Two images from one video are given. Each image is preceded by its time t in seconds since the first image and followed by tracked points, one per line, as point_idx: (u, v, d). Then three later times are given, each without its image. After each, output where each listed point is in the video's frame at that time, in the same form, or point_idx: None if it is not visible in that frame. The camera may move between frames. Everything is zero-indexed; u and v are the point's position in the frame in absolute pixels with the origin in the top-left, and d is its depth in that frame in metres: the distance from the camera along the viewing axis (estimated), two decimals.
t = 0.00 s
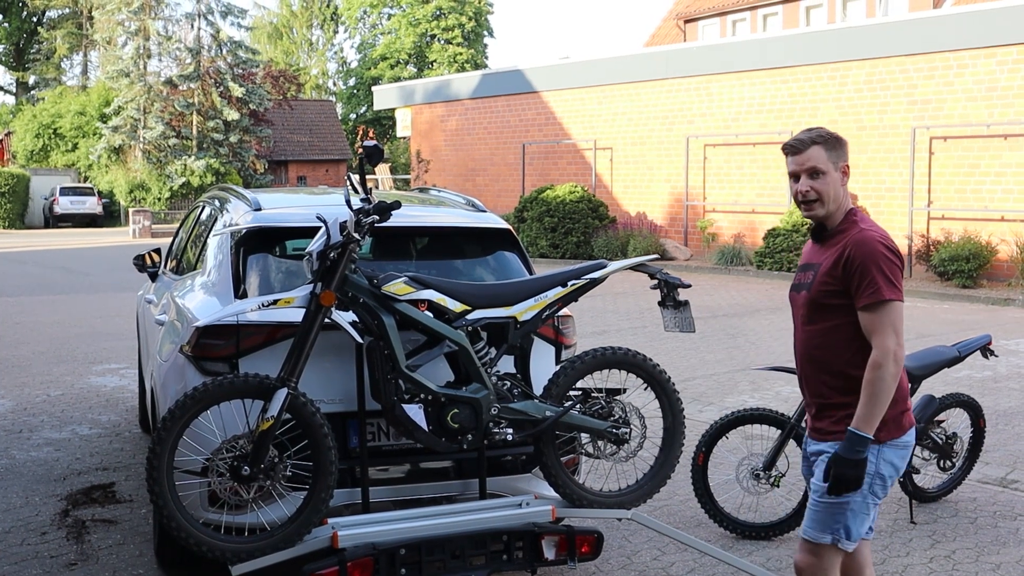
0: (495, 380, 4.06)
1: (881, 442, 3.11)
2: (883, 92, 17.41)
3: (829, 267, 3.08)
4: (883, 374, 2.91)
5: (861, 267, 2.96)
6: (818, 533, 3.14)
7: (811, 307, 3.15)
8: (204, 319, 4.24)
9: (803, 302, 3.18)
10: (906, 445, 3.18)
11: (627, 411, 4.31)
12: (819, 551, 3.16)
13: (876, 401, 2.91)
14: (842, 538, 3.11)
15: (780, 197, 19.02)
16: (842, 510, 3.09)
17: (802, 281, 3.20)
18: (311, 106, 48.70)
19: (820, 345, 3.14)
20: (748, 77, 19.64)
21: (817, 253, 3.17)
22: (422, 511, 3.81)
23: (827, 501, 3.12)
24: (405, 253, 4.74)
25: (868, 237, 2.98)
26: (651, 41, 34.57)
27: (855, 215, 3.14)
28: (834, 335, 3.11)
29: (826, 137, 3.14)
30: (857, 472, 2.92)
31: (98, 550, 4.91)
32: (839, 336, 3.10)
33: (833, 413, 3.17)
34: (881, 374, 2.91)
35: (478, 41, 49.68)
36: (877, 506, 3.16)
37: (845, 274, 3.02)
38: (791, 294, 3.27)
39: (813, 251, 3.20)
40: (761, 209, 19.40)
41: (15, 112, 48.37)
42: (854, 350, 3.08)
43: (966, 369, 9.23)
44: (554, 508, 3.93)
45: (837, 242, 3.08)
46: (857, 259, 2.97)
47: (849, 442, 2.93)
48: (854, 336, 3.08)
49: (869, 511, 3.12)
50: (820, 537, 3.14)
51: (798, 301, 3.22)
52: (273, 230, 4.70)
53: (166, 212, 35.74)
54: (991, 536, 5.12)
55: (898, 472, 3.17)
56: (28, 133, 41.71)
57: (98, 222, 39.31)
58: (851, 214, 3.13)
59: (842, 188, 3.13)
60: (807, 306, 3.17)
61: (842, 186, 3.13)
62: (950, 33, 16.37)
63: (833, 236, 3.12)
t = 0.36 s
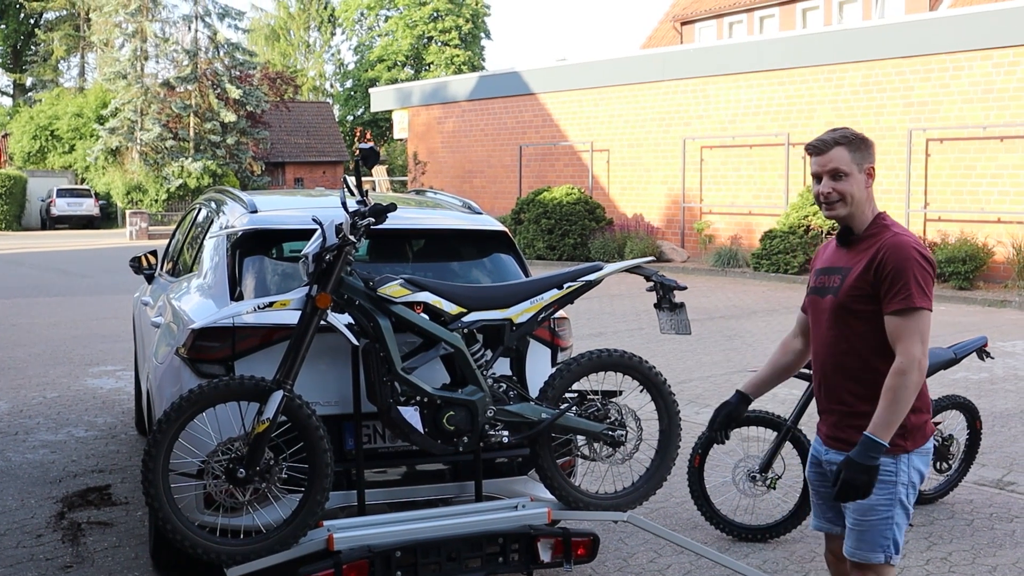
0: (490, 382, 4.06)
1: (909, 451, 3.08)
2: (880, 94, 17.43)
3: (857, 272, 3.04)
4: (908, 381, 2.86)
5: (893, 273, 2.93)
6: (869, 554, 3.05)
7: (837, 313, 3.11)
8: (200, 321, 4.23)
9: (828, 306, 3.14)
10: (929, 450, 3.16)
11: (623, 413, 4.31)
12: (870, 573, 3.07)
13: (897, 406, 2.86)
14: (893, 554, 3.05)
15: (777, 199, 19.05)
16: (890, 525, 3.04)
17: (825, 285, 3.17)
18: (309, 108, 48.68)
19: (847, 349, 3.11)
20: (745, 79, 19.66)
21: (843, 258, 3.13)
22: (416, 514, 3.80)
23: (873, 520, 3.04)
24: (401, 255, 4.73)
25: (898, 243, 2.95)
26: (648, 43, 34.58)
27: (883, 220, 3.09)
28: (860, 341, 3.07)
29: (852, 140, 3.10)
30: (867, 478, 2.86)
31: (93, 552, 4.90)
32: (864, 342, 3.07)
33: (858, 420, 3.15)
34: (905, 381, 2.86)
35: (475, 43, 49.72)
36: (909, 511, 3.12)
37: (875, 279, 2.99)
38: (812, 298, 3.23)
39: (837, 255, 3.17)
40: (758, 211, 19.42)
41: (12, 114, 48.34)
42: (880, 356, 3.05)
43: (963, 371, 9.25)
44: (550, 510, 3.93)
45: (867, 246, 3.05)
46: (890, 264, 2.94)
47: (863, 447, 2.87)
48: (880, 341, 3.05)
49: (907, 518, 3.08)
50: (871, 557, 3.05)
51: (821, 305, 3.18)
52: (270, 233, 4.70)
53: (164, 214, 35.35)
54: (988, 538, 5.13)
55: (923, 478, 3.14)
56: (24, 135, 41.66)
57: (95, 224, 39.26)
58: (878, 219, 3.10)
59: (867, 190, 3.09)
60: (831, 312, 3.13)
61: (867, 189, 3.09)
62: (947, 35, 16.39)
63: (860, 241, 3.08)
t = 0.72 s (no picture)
0: (484, 383, 4.05)
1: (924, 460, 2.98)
2: (877, 96, 17.46)
3: (875, 276, 2.92)
4: (941, 394, 2.75)
5: (918, 279, 2.80)
6: (880, 564, 2.95)
7: (854, 318, 2.99)
8: (194, 322, 4.23)
9: (844, 309, 3.02)
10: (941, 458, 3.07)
11: (617, 414, 4.31)
12: None
13: (934, 421, 2.74)
14: (905, 563, 2.95)
15: (774, 201, 19.07)
16: (903, 535, 2.92)
17: (839, 288, 3.05)
18: (306, 110, 48.70)
19: (864, 357, 2.99)
20: (741, 80, 19.68)
21: (857, 260, 3.01)
22: (410, 514, 3.79)
23: (886, 531, 2.94)
24: (395, 257, 4.73)
25: (920, 248, 2.83)
26: (645, 45, 34.57)
27: (892, 221, 2.98)
28: (880, 348, 2.95)
29: (848, 141, 3.00)
30: (916, 498, 2.76)
31: (88, 554, 4.89)
32: (885, 349, 2.95)
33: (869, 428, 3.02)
34: (938, 394, 2.75)
35: (472, 44, 49.73)
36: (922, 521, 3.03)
37: (898, 285, 2.87)
38: (825, 300, 3.11)
39: (850, 257, 3.05)
40: (755, 212, 19.44)
41: (10, 116, 48.34)
42: (902, 364, 2.93)
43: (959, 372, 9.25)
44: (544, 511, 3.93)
45: (883, 250, 2.93)
46: (914, 269, 2.82)
47: (905, 466, 2.75)
48: (903, 348, 2.93)
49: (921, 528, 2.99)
50: (883, 567, 2.95)
51: (835, 307, 3.06)
52: (264, 234, 4.70)
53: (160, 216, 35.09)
54: (983, 539, 5.12)
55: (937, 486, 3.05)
56: (21, 137, 41.64)
57: (92, 226, 39.25)
58: (888, 221, 2.98)
59: (859, 193, 2.97)
60: (848, 316, 3.01)
61: (860, 190, 2.97)
62: (943, 36, 16.40)
63: (873, 245, 2.97)
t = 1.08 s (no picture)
0: (478, 383, 4.05)
1: (913, 464, 2.97)
2: (873, 95, 17.47)
3: (867, 281, 2.93)
4: (920, 400, 2.75)
5: (905, 285, 2.80)
6: (871, 567, 2.97)
7: (846, 320, 3.00)
8: (189, 323, 4.23)
9: (837, 310, 3.03)
10: (935, 461, 3.05)
11: (612, 414, 4.31)
12: None
13: (909, 428, 2.75)
14: (896, 566, 2.96)
15: (770, 201, 19.08)
16: (893, 538, 2.94)
17: (834, 289, 3.06)
18: (302, 110, 48.70)
19: (854, 359, 3.00)
20: (738, 80, 19.69)
21: (852, 262, 3.02)
22: (405, 515, 3.79)
23: (874, 533, 2.95)
24: (391, 257, 4.73)
25: (910, 253, 2.82)
26: (642, 45, 34.59)
27: (888, 223, 2.96)
28: (869, 351, 2.96)
29: (838, 144, 2.99)
30: (882, 505, 2.75)
31: (83, 555, 4.89)
32: (874, 352, 2.95)
33: (861, 430, 3.04)
34: (918, 400, 2.75)
35: (469, 45, 49.78)
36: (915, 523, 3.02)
37: (887, 290, 2.87)
38: (821, 300, 3.12)
39: (847, 259, 3.05)
40: (751, 213, 19.45)
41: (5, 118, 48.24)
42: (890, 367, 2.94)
43: (955, 371, 9.26)
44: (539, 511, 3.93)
45: (876, 254, 2.93)
46: (904, 274, 2.81)
47: (876, 472, 2.75)
48: (891, 352, 2.93)
49: (913, 531, 2.98)
50: (872, 569, 2.97)
51: (830, 308, 3.07)
52: (258, 235, 4.69)
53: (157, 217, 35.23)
54: (977, 538, 5.13)
55: (930, 490, 3.04)
56: (17, 138, 41.51)
57: (89, 227, 39.20)
58: (884, 223, 2.97)
59: (852, 194, 2.96)
60: (840, 319, 3.02)
61: (852, 193, 2.96)
62: (938, 36, 16.44)
63: (869, 248, 2.97)
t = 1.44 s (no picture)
0: (473, 383, 4.05)
1: (902, 463, 2.97)
2: (869, 95, 17.49)
3: (858, 280, 2.92)
4: (906, 401, 2.76)
5: (895, 286, 2.80)
6: (861, 565, 2.97)
7: (836, 318, 3.00)
8: (183, 323, 4.22)
9: (828, 308, 3.03)
10: (926, 460, 3.05)
11: (607, 413, 4.31)
12: None
13: (894, 428, 2.76)
14: (886, 564, 2.96)
15: (767, 200, 19.07)
16: (884, 536, 2.94)
17: (827, 287, 3.06)
18: (300, 110, 48.67)
19: (844, 357, 3.00)
20: (734, 79, 19.69)
21: (846, 260, 3.01)
22: (399, 515, 3.78)
23: (864, 532, 2.96)
24: (386, 257, 4.72)
25: (902, 253, 2.81)
26: (639, 44, 34.57)
27: (883, 222, 2.96)
28: (859, 349, 2.96)
29: (833, 141, 2.98)
30: (864, 502, 2.76)
31: (79, 555, 4.88)
32: (864, 351, 2.95)
33: (851, 429, 3.04)
34: (904, 401, 2.76)
35: (467, 45, 49.80)
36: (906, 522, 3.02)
37: (878, 289, 2.87)
38: (814, 298, 3.12)
39: (841, 258, 3.05)
40: (749, 212, 19.44)
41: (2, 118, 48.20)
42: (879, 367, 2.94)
43: (951, 370, 9.26)
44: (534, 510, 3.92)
45: (869, 253, 2.92)
46: (895, 274, 2.81)
47: (857, 468, 2.77)
48: (880, 351, 2.94)
49: (903, 530, 2.99)
50: (862, 568, 2.97)
51: (822, 306, 3.06)
52: (253, 235, 4.68)
53: (154, 217, 34.61)
54: (973, 536, 5.14)
55: (920, 489, 3.04)
56: (14, 138, 41.46)
57: (86, 228, 39.17)
58: (879, 222, 2.96)
59: (846, 194, 2.96)
60: (831, 317, 3.02)
61: (846, 192, 2.96)
62: (935, 35, 16.45)
63: (862, 247, 2.97)
